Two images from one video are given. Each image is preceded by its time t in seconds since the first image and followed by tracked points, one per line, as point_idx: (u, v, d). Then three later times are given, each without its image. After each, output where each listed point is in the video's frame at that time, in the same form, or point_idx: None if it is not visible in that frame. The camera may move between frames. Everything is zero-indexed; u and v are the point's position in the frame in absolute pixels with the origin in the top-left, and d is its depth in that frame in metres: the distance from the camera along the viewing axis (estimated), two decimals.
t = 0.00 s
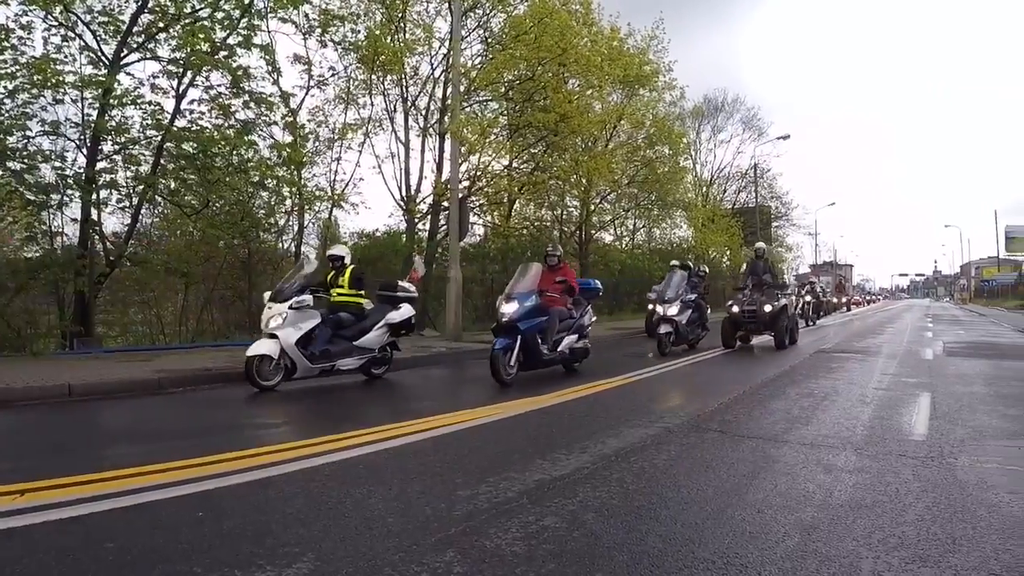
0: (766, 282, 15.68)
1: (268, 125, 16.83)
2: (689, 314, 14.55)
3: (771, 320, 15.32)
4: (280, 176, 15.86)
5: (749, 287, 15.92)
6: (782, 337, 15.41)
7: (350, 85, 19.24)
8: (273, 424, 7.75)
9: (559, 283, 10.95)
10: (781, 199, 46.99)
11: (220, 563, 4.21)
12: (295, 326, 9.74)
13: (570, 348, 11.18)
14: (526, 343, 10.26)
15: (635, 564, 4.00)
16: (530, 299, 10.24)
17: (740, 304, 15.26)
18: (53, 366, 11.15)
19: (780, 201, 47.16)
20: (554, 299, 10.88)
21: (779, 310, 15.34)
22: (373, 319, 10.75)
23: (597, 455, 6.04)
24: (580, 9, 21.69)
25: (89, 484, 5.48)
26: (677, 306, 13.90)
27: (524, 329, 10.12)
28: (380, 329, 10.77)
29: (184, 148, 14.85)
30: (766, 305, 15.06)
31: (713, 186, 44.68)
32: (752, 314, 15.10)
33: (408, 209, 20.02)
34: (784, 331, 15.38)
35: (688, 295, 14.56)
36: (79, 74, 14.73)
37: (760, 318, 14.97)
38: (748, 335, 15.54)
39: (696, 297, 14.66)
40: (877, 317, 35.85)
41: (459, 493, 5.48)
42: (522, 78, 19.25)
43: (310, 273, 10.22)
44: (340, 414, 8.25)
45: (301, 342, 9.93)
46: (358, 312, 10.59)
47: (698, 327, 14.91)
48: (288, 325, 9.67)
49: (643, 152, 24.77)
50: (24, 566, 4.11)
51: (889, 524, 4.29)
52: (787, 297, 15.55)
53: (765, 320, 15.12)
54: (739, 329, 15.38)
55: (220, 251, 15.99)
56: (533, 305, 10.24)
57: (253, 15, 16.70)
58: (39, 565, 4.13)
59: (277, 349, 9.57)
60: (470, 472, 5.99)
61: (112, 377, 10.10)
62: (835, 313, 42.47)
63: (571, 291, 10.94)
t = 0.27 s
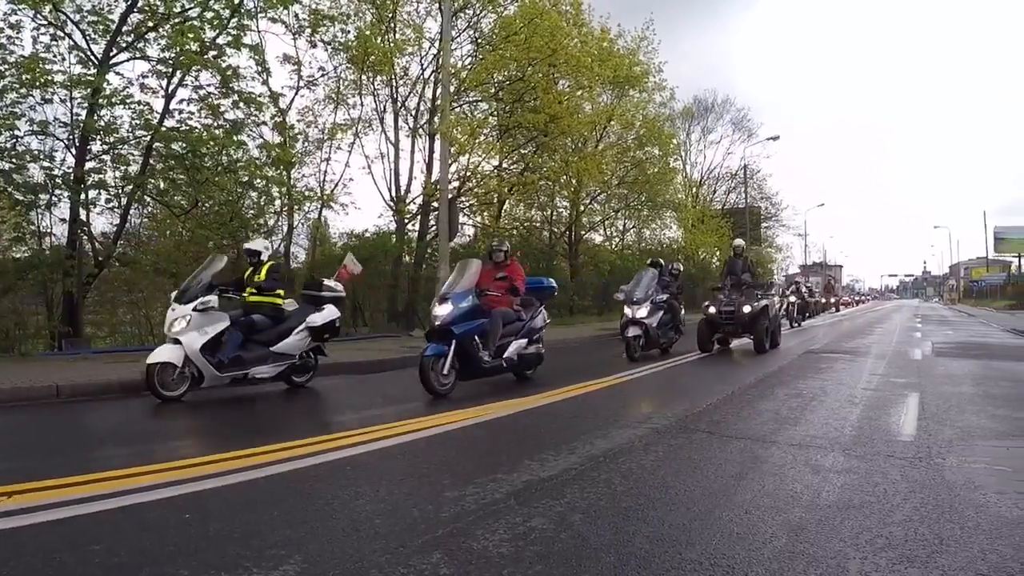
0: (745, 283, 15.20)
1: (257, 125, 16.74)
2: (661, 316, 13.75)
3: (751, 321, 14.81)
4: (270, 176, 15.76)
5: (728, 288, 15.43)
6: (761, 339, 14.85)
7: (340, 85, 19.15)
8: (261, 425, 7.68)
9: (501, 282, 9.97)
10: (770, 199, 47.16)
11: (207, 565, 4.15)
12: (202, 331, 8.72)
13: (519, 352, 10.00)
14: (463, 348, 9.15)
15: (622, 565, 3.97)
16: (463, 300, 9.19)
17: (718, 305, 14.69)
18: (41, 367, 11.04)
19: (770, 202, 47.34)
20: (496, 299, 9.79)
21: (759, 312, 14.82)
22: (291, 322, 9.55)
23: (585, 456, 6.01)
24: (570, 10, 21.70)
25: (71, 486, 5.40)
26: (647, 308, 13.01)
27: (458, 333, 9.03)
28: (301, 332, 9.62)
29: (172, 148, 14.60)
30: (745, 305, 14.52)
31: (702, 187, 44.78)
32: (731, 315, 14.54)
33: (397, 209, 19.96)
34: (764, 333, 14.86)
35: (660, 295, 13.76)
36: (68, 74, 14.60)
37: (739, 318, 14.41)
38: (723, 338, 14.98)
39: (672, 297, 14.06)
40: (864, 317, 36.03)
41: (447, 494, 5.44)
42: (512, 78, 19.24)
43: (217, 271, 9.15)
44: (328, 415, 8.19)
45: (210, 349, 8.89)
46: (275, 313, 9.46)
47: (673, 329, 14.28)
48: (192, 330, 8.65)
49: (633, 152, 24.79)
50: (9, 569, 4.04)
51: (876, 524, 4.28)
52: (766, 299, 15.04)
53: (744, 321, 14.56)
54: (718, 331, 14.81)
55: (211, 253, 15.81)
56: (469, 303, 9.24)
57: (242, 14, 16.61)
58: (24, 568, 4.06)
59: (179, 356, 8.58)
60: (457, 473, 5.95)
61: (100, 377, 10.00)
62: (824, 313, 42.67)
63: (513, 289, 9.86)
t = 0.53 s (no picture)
0: (722, 282, 14.30)
1: (244, 125, 16.62)
2: (628, 316, 12.76)
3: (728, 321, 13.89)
4: (257, 176, 15.63)
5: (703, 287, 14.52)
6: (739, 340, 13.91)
7: (328, 84, 19.06)
8: (247, 425, 7.60)
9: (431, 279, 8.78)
10: (758, 199, 47.33)
11: (191, 569, 4.08)
12: (85, 335, 7.92)
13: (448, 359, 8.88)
14: (377, 356, 8.06)
15: (606, 567, 3.93)
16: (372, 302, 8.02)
17: (691, 304, 13.77)
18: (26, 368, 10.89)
19: (757, 202, 47.51)
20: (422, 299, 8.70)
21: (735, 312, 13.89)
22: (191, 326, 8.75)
23: (570, 457, 5.97)
24: (559, 9, 21.71)
25: (50, 489, 5.31)
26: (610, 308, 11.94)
27: (364, 339, 7.92)
28: (203, 336, 8.81)
29: (159, 147, 14.38)
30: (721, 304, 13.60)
31: (690, 186, 44.88)
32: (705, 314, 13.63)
33: (385, 209, 19.87)
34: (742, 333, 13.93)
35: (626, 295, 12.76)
36: (54, 72, 14.43)
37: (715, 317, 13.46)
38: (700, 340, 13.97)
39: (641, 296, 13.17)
40: (851, 316, 36.15)
41: (431, 495, 5.38)
42: (500, 77, 19.20)
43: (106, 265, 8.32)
44: (314, 416, 8.11)
45: (94, 354, 8.09)
46: (172, 315, 8.68)
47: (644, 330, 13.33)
48: (74, 334, 7.85)
49: (621, 152, 24.80)
50: None
51: (861, 525, 4.26)
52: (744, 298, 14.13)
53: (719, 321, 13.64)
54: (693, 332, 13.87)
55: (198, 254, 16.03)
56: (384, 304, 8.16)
57: (230, 13, 16.49)
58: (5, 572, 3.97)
59: (62, 363, 7.83)
60: (442, 474, 5.89)
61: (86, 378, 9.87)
62: (810, 313, 42.86)
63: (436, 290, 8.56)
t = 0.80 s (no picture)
0: (700, 282, 13.41)
1: (235, 126, 16.55)
2: (595, 320, 11.90)
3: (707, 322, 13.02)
4: (248, 177, 15.56)
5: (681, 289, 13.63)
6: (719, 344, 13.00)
7: (320, 85, 19.00)
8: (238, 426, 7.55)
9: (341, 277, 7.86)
10: (750, 200, 47.44)
11: (180, 571, 4.04)
12: None
13: (364, 369, 7.95)
14: (270, 366, 7.21)
15: (595, 569, 3.90)
16: (262, 306, 7.17)
17: (666, 306, 12.88)
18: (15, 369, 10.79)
19: (750, 203, 47.61)
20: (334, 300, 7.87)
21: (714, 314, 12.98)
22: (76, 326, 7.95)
23: (561, 458, 5.95)
24: (551, 10, 21.72)
25: (38, 491, 5.25)
26: (571, 310, 11.09)
27: (250, 347, 7.08)
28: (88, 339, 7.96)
29: (150, 148, 14.18)
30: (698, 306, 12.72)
31: (683, 188, 44.92)
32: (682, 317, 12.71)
33: (377, 210, 19.83)
34: (722, 337, 13.02)
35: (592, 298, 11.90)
36: (46, 72, 14.33)
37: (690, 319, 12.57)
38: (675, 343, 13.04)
39: (609, 299, 12.35)
40: (842, 317, 36.25)
41: (422, 497, 5.34)
42: (491, 79, 19.19)
43: None
44: (305, 417, 8.07)
45: None
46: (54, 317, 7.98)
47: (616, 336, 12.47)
48: None
49: (613, 153, 24.81)
50: None
51: (850, 526, 4.25)
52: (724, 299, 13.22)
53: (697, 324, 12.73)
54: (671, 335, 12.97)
55: (189, 253, 16.47)
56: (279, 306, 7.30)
57: (221, 13, 16.40)
58: None
59: None
60: (432, 476, 5.86)
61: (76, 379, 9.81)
62: (802, 314, 42.97)
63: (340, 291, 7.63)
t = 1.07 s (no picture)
0: (677, 283, 12.75)
1: (226, 127, 16.46)
2: (556, 324, 10.93)
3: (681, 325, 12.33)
4: (239, 178, 15.47)
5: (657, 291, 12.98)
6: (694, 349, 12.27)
7: (311, 85, 18.93)
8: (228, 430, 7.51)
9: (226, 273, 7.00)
10: (742, 200, 47.52)
11: None
12: None
13: (254, 385, 6.98)
14: (137, 380, 6.32)
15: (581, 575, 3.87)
16: (127, 311, 6.34)
17: (638, 308, 12.16)
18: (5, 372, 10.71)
19: (742, 203, 47.68)
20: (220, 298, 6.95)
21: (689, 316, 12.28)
22: None
23: (549, 462, 5.92)
24: (543, 11, 21.71)
25: (23, 497, 5.18)
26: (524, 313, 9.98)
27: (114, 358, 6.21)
28: None
29: (141, 149, 14.29)
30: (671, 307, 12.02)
31: (675, 188, 44.95)
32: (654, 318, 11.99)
33: (368, 210, 19.77)
34: (697, 342, 12.32)
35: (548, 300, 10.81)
36: (37, 73, 14.23)
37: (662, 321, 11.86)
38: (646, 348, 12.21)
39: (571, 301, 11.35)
40: (834, 317, 36.33)
41: (410, 502, 5.29)
42: (483, 79, 19.16)
43: None
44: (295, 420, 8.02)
45: None
46: None
47: (578, 342, 11.45)
48: None
49: (605, 153, 24.80)
50: None
51: (837, 531, 4.23)
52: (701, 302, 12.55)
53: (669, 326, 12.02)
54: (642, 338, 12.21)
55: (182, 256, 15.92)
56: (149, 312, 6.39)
57: (213, 14, 16.33)
58: None
59: None
60: (419, 480, 5.83)
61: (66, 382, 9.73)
62: (792, 314, 43.09)
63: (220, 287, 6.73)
